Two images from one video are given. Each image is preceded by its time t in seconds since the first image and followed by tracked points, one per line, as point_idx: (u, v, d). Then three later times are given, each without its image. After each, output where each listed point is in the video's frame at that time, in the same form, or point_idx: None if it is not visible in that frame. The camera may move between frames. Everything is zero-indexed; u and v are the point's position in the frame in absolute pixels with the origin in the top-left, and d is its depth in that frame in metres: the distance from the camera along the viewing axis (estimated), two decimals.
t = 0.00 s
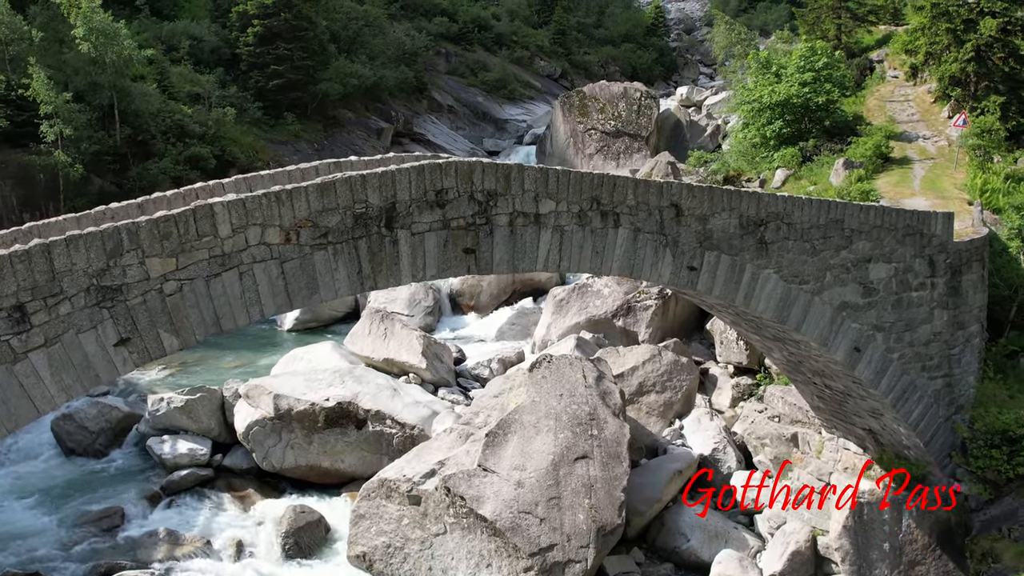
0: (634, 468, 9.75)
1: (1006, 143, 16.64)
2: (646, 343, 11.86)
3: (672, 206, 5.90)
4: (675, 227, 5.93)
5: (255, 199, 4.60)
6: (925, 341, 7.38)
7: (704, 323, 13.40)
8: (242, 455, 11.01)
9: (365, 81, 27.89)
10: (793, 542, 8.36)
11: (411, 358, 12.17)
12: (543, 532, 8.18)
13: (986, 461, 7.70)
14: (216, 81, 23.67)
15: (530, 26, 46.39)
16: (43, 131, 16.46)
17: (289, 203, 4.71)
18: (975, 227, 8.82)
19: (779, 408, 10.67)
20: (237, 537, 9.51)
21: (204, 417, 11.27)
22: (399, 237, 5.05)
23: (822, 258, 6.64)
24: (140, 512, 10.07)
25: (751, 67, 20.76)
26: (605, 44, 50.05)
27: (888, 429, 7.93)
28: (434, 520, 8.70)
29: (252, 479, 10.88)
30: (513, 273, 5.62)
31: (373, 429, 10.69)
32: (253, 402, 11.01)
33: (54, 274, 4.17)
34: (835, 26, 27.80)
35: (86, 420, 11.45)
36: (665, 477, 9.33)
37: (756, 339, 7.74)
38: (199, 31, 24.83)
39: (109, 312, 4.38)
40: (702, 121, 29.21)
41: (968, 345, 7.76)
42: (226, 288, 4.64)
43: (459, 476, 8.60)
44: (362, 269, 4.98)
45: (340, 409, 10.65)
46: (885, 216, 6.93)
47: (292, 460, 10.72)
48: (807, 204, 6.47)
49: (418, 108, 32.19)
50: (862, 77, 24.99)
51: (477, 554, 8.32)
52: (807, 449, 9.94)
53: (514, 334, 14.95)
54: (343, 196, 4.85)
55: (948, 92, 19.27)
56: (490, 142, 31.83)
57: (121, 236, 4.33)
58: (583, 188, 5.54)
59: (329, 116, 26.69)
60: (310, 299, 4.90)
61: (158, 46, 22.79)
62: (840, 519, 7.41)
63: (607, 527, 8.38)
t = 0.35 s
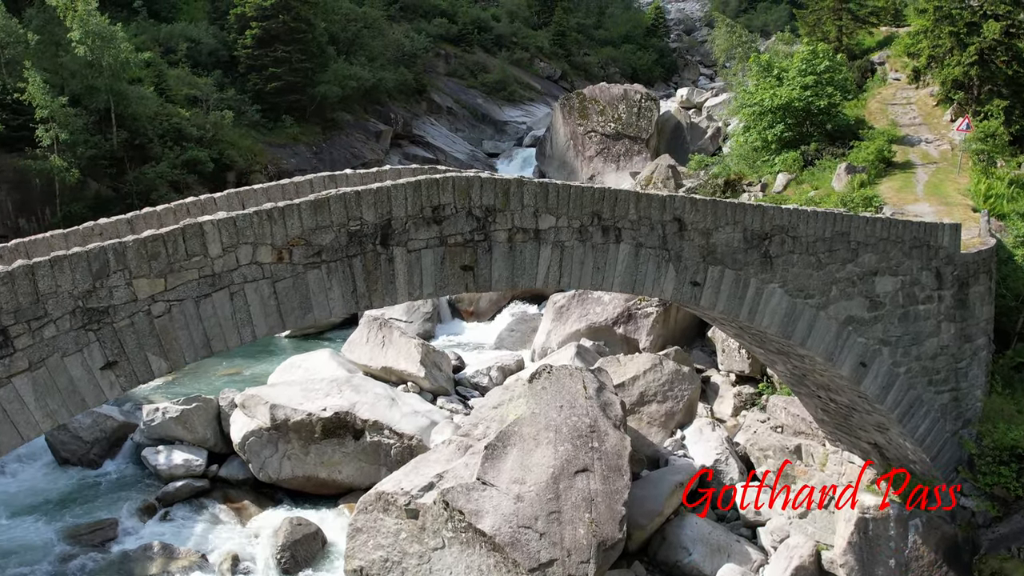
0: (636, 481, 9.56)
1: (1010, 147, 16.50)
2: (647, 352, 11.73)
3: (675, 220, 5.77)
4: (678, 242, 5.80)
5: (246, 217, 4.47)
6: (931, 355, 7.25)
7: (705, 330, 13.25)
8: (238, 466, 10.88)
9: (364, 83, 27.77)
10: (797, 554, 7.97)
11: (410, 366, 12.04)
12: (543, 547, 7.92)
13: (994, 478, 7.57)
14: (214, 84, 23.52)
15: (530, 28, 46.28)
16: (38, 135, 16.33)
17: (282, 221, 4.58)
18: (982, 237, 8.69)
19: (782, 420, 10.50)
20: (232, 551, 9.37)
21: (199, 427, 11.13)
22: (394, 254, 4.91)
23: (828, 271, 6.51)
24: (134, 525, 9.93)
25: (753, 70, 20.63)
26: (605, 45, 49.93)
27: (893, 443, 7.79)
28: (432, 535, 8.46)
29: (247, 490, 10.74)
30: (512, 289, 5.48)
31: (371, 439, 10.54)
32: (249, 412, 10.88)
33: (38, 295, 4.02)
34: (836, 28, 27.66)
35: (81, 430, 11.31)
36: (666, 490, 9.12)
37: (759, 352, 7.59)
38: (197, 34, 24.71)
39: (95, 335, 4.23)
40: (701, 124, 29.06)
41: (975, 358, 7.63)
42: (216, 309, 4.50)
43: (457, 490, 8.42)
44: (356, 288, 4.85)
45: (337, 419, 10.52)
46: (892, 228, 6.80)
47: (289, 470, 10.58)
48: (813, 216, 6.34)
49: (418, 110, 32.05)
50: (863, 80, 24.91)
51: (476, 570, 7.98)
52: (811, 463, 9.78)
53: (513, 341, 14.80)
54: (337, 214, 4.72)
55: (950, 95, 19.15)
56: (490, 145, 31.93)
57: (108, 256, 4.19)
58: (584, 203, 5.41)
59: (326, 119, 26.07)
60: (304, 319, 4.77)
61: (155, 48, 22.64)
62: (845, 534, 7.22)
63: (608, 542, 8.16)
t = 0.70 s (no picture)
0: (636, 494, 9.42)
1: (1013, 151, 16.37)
2: (649, 361, 11.58)
3: (678, 235, 5.63)
4: (681, 257, 5.66)
5: (236, 236, 4.32)
6: (938, 370, 7.12)
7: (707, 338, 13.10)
8: (234, 477, 10.73)
9: (363, 85, 27.63)
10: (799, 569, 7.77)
11: (408, 375, 11.89)
12: (542, 564, 7.74)
13: (1003, 496, 7.38)
14: (212, 86, 23.37)
15: (530, 29, 46.14)
16: (34, 139, 16.18)
17: (273, 240, 4.43)
18: (990, 247, 8.54)
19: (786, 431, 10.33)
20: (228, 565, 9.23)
21: (195, 438, 10.99)
22: (390, 273, 4.78)
23: (834, 286, 6.36)
24: (128, 538, 9.79)
25: (754, 72, 20.51)
26: (605, 46, 49.80)
27: (899, 459, 7.65)
28: (430, 550, 8.27)
29: (243, 502, 10.60)
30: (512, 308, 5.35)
31: (368, 450, 10.37)
32: (245, 422, 10.75)
33: (19, 320, 3.86)
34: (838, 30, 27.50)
35: (75, 440, 11.17)
36: (668, 503, 9.00)
37: (763, 366, 7.44)
38: (195, 36, 24.57)
39: (79, 360, 4.07)
40: (702, 125, 28.79)
41: (983, 373, 7.49)
42: (205, 332, 4.36)
43: (456, 504, 8.23)
44: (350, 308, 4.71)
45: (334, 430, 10.36)
46: (899, 241, 6.66)
47: (285, 482, 10.44)
48: (819, 230, 6.19)
49: (417, 112, 31.90)
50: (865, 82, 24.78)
51: None
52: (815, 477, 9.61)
53: (513, 347, 14.65)
54: (330, 232, 4.57)
55: (953, 98, 19.01)
56: (490, 147, 31.78)
57: (92, 278, 4.03)
58: (585, 219, 5.27)
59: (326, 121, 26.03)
60: (297, 341, 4.63)
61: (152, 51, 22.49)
62: (851, 551, 7.14)
63: (610, 558, 8.01)
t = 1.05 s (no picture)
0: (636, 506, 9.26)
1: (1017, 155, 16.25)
2: (650, 370, 11.44)
3: (682, 249, 5.49)
4: (685, 272, 5.52)
5: (226, 254, 4.18)
6: (946, 384, 6.99)
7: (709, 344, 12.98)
8: (230, 487, 10.60)
9: (363, 87, 27.50)
10: None
11: (406, 384, 11.75)
12: None
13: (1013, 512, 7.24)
14: (210, 89, 23.22)
15: (530, 30, 46.01)
16: (29, 143, 16.02)
17: (265, 258, 4.29)
18: (997, 256, 8.38)
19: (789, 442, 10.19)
20: None
21: (190, 447, 10.86)
22: (385, 291, 4.64)
23: (840, 299, 6.23)
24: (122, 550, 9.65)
25: (755, 75, 20.36)
26: (605, 47, 49.66)
27: (906, 473, 7.51)
28: (427, 564, 8.06)
29: (239, 512, 10.46)
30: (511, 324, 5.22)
31: (366, 460, 10.21)
32: (241, 432, 10.61)
33: None
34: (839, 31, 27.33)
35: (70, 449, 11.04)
36: (670, 516, 8.83)
37: (767, 379, 7.30)
38: (193, 38, 24.42)
39: (63, 383, 3.91)
40: (703, 126, 28.66)
41: (990, 387, 7.36)
42: (194, 353, 4.21)
43: (454, 517, 7.93)
44: (344, 327, 4.58)
45: (331, 440, 10.21)
46: (906, 252, 6.52)
47: (282, 493, 10.29)
48: (825, 242, 6.05)
49: (416, 113, 31.73)
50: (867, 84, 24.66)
51: None
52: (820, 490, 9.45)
53: (512, 353, 14.52)
54: (323, 249, 4.44)
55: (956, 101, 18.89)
56: (489, 149, 31.64)
57: (77, 298, 3.88)
58: (587, 233, 5.13)
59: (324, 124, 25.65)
60: (289, 362, 4.49)
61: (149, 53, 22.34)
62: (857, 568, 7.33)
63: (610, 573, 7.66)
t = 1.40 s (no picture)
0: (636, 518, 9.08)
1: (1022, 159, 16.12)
2: (652, 379, 11.30)
3: (686, 263, 5.35)
4: (689, 287, 5.38)
5: (215, 274, 4.04)
6: (954, 399, 6.86)
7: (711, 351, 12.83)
8: (226, 497, 10.46)
9: (362, 89, 27.35)
10: None
11: (404, 392, 11.60)
12: None
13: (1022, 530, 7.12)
14: (207, 91, 23.08)
15: (530, 31, 45.89)
16: (25, 147, 15.89)
17: (255, 276, 4.15)
18: (1005, 267, 8.24)
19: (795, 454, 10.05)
20: None
21: (185, 457, 10.72)
22: (380, 310, 4.51)
23: (847, 313, 6.08)
24: (116, 563, 9.53)
25: (758, 77, 20.20)
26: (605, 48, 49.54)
27: (913, 488, 7.37)
28: None
29: (235, 523, 10.33)
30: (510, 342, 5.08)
31: (364, 471, 10.05)
32: (237, 442, 10.45)
33: None
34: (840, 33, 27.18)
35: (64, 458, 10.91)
36: (673, 529, 8.66)
37: (771, 392, 7.15)
38: (191, 40, 24.29)
39: (46, 409, 3.77)
40: (703, 129, 28.56)
41: (1000, 401, 7.23)
42: (182, 376, 4.07)
43: (453, 532, 7.74)
44: (338, 347, 4.44)
45: (328, 450, 10.06)
46: (914, 264, 6.38)
47: (278, 504, 10.13)
48: (832, 255, 5.90)
49: (416, 114, 31.58)
50: (869, 86, 24.52)
51: None
52: (825, 504, 9.32)
53: (512, 359, 14.33)
54: (316, 267, 4.29)
55: (959, 104, 18.75)
56: (490, 151, 31.50)
57: (59, 320, 3.73)
58: (588, 249, 4.99)
59: (323, 127, 25.41)
60: (282, 383, 4.35)
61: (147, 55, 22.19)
62: None
63: None
